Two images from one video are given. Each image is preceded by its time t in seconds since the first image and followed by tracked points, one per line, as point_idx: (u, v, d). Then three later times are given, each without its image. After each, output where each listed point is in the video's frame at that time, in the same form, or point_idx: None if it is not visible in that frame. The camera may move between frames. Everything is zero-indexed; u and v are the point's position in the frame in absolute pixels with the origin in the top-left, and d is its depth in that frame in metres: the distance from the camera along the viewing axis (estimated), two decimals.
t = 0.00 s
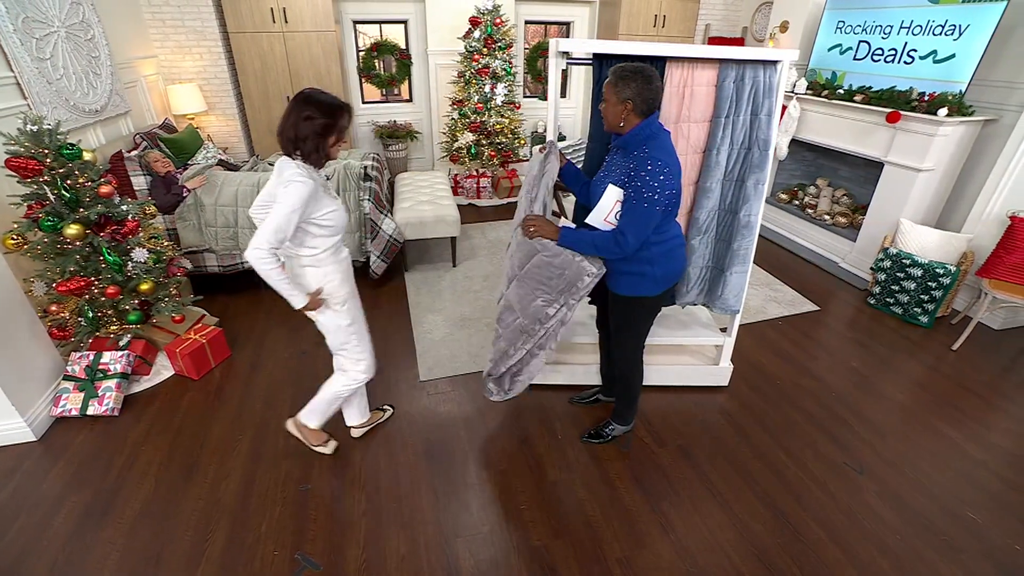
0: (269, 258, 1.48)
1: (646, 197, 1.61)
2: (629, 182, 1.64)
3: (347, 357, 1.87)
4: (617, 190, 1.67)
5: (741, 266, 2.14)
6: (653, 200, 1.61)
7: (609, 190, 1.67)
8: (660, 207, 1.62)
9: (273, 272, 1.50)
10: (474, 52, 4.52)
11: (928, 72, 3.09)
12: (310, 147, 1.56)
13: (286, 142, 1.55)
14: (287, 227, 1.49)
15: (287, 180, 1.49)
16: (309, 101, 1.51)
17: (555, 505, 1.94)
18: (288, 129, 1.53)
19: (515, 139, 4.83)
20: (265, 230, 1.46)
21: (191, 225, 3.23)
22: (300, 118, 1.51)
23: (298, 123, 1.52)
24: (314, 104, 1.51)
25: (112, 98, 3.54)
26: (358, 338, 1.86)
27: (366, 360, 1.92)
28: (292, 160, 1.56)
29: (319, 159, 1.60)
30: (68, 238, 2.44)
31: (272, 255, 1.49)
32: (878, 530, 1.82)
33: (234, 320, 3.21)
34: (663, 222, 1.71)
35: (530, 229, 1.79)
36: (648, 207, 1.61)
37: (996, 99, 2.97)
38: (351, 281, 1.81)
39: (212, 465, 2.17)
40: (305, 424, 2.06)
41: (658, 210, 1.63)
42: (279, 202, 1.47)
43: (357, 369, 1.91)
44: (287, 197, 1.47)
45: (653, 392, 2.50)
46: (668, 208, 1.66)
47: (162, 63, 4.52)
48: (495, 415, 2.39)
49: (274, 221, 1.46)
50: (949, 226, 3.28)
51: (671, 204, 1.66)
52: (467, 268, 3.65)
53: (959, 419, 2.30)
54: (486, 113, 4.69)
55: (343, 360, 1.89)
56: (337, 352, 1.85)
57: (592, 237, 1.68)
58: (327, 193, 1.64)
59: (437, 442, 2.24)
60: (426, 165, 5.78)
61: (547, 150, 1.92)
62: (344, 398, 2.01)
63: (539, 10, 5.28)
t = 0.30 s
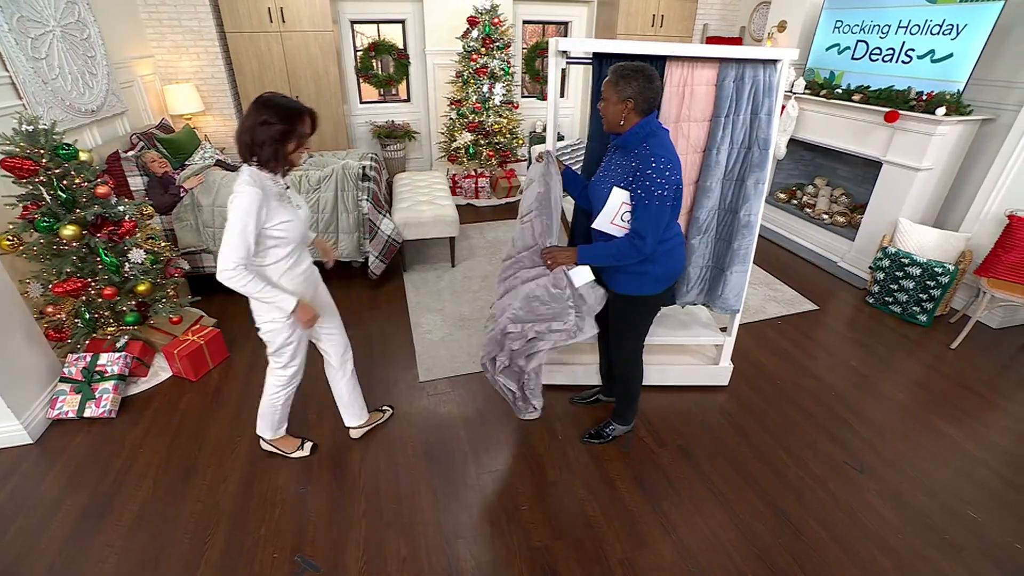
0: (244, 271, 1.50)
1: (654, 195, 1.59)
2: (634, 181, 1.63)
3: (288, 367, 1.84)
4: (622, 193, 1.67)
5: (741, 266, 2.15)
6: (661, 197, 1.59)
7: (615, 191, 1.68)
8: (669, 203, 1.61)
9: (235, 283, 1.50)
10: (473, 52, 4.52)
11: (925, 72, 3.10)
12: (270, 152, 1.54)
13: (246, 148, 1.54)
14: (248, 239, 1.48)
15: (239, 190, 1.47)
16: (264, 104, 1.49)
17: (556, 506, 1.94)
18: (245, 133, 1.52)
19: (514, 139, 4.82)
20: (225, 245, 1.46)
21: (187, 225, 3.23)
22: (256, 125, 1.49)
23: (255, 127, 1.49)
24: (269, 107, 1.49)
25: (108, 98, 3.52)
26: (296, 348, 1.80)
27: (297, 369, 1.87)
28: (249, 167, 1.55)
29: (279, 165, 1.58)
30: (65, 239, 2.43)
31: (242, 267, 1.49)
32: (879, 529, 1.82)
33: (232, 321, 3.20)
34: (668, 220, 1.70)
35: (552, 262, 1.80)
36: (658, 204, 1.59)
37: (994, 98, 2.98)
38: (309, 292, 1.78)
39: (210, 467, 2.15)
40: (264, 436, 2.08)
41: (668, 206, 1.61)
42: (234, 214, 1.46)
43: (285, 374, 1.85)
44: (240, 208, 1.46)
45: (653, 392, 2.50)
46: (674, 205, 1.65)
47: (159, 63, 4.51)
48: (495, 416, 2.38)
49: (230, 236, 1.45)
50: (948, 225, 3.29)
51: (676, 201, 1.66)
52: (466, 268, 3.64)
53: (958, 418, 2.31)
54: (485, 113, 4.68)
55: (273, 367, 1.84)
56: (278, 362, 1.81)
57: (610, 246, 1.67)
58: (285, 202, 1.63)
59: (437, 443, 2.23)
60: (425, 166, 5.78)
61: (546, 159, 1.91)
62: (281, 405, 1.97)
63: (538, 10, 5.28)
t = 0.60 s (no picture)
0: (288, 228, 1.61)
1: (660, 197, 1.59)
2: (638, 184, 1.62)
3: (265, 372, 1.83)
4: (626, 195, 1.65)
5: (742, 265, 2.15)
6: (668, 200, 1.59)
7: (619, 194, 1.66)
8: (675, 205, 1.61)
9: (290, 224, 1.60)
10: (472, 51, 4.51)
11: (926, 71, 3.10)
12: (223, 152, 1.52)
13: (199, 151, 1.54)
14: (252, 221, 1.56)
15: (206, 199, 1.52)
16: (216, 107, 1.50)
17: (558, 507, 1.94)
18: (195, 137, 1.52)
19: (513, 139, 4.82)
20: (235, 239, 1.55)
21: (187, 227, 3.21)
22: (211, 131, 1.49)
23: (208, 130, 1.50)
24: (222, 109, 1.49)
25: (107, 98, 3.50)
26: (271, 351, 1.80)
27: (277, 371, 1.86)
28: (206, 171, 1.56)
29: (231, 169, 1.57)
30: (62, 239, 2.41)
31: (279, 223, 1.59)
32: (881, 529, 1.82)
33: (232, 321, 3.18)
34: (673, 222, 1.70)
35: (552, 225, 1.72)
36: (664, 207, 1.59)
37: (994, 97, 2.98)
38: (278, 295, 1.76)
39: (210, 469, 2.14)
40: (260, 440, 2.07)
41: (673, 209, 1.62)
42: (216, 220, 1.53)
43: (264, 378, 1.85)
44: (221, 210, 1.52)
45: (654, 392, 2.50)
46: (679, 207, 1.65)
47: (157, 63, 4.49)
48: (497, 417, 2.38)
49: (234, 231, 1.53)
50: (948, 224, 3.30)
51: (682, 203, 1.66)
52: (466, 268, 3.64)
53: (960, 417, 2.31)
54: (484, 113, 4.68)
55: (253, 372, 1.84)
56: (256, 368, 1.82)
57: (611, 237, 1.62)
58: (250, 203, 1.66)
59: (438, 444, 2.23)
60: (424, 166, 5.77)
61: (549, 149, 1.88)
62: (269, 411, 1.97)
63: (537, 9, 5.28)
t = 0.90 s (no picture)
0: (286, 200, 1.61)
1: (659, 203, 1.58)
2: (637, 190, 1.61)
3: (263, 370, 1.83)
4: (623, 202, 1.65)
5: (746, 266, 2.16)
6: (667, 207, 1.58)
7: (616, 201, 1.65)
8: (674, 212, 1.60)
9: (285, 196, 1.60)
10: (473, 51, 4.51)
11: (929, 71, 3.10)
12: (210, 149, 1.51)
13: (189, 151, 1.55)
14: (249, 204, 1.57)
15: (201, 194, 1.53)
16: (203, 103, 1.50)
17: (561, 508, 1.93)
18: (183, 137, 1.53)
19: (514, 139, 4.81)
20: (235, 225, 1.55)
21: (189, 227, 3.24)
22: (198, 131, 1.50)
23: (195, 127, 1.50)
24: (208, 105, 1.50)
25: (108, 97, 3.50)
26: (269, 350, 1.80)
27: (275, 368, 1.85)
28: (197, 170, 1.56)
29: (221, 167, 1.57)
30: (64, 239, 2.41)
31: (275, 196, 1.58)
32: (885, 529, 1.82)
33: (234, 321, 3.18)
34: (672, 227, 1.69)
35: (551, 270, 1.75)
36: (663, 214, 1.58)
37: (998, 97, 2.97)
38: (278, 293, 1.78)
39: (212, 469, 2.14)
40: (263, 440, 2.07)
41: (673, 216, 1.61)
42: (212, 212, 1.53)
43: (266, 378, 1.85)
44: (215, 204, 1.52)
45: (657, 392, 2.50)
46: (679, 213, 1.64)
47: (158, 63, 4.48)
48: (499, 417, 2.37)
49: (232, 215, 1.53)
50: (950, 225, 3.29)
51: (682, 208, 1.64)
52: (468, 268, 3.64)
53: (963, 418, 2.30)
54: (486, 112, 4.67)
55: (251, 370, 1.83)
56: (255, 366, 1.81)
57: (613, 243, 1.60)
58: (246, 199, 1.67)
59: (440, 444, 2.22)
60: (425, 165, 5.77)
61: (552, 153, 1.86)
62: (267, 412, 1.96)
63: (539, 9, 5.28)
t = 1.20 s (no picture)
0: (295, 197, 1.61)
1: (627, 204, 1.56)
2: (608, 190, 1.60)
3: (281, 361, 1.83)
4: (595, 199, 1.64)
5: (750, 266, 2.16)
6: (636, 208, 1.57)
7: (588, 198, 1.65)
8: (642, 214, 1.58)
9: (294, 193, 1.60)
10: (475, 51, 4.50)
11: (933, 70, 3.09)
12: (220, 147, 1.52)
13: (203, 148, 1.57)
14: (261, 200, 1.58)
15: (218, 193, 1.55)
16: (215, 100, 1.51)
17: (565, 508, 1.93)
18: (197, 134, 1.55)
19: (516, 139, 4.80)
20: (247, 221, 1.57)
21: (191, 226, 3.20)
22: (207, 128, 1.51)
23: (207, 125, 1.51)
24: (220, 103, 1.50)
25: (110, 97, 3.50)
26: (285, 342, 1.80)
27: (290, 361, 1.86)
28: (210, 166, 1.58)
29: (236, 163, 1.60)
30: (67, 239, 2.41)
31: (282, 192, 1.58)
32: (890, 530, 1.81)
33: (236, 321, 3.18)
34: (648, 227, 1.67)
35: (518, 225, 1.68)
36: (631, 215, 1.57)
37: (1002, 97, 2.97)
38: (296, 285, 1.78)
39: (214, 469, 2.14)
40: (267, 438, 2.06)
41: (642, 218, 1.59)
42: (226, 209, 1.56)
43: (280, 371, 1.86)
44: (235, 201, 1.55)
45: (660, 393, 2.50)
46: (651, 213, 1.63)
47: (160, 63, 4.48)
48: (502, 417, 2.37)
49: (243, 212, 1.55)
50: (954, 225, 3.28)
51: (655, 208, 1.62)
52: (470, 268, 3.64)
53: (967, 418, 2.30)
54: (487, 113, 4.67)
55: (266, 363, 1.83)
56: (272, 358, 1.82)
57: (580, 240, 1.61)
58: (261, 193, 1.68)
59: (443, 445, 2.22)
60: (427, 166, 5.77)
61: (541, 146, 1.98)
62: (277, 406, 1.96)
63: (541, 9, 5.27)
